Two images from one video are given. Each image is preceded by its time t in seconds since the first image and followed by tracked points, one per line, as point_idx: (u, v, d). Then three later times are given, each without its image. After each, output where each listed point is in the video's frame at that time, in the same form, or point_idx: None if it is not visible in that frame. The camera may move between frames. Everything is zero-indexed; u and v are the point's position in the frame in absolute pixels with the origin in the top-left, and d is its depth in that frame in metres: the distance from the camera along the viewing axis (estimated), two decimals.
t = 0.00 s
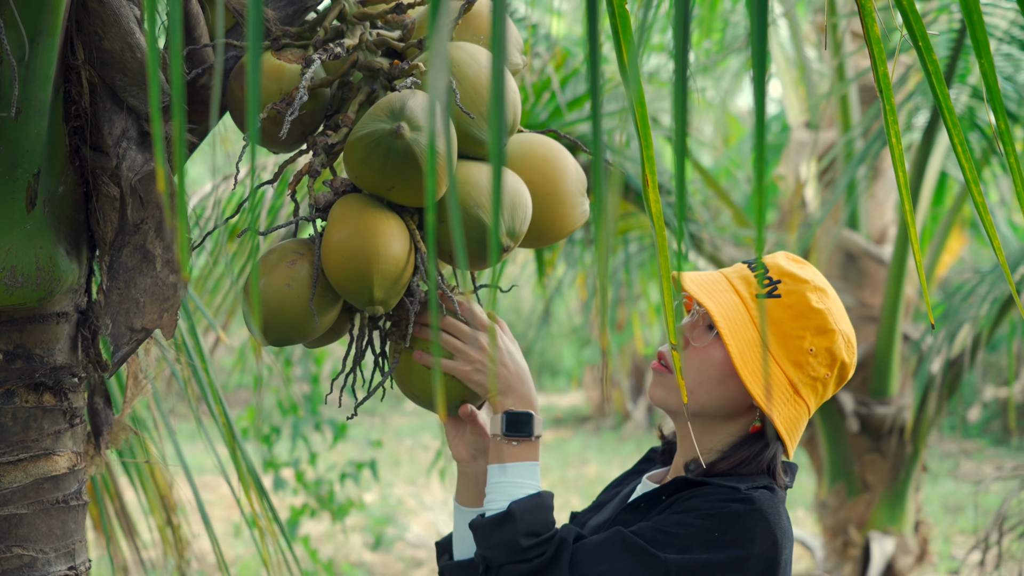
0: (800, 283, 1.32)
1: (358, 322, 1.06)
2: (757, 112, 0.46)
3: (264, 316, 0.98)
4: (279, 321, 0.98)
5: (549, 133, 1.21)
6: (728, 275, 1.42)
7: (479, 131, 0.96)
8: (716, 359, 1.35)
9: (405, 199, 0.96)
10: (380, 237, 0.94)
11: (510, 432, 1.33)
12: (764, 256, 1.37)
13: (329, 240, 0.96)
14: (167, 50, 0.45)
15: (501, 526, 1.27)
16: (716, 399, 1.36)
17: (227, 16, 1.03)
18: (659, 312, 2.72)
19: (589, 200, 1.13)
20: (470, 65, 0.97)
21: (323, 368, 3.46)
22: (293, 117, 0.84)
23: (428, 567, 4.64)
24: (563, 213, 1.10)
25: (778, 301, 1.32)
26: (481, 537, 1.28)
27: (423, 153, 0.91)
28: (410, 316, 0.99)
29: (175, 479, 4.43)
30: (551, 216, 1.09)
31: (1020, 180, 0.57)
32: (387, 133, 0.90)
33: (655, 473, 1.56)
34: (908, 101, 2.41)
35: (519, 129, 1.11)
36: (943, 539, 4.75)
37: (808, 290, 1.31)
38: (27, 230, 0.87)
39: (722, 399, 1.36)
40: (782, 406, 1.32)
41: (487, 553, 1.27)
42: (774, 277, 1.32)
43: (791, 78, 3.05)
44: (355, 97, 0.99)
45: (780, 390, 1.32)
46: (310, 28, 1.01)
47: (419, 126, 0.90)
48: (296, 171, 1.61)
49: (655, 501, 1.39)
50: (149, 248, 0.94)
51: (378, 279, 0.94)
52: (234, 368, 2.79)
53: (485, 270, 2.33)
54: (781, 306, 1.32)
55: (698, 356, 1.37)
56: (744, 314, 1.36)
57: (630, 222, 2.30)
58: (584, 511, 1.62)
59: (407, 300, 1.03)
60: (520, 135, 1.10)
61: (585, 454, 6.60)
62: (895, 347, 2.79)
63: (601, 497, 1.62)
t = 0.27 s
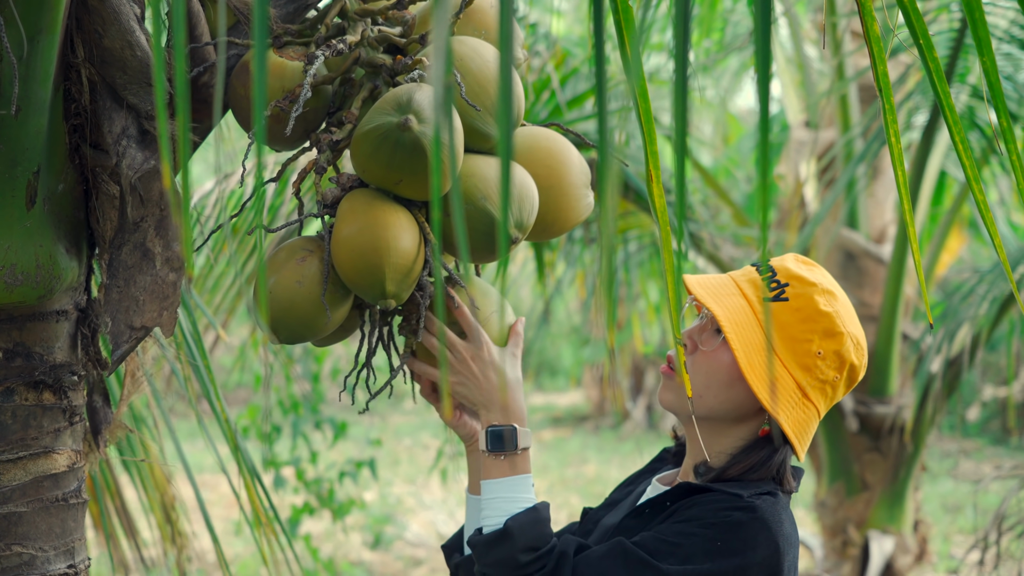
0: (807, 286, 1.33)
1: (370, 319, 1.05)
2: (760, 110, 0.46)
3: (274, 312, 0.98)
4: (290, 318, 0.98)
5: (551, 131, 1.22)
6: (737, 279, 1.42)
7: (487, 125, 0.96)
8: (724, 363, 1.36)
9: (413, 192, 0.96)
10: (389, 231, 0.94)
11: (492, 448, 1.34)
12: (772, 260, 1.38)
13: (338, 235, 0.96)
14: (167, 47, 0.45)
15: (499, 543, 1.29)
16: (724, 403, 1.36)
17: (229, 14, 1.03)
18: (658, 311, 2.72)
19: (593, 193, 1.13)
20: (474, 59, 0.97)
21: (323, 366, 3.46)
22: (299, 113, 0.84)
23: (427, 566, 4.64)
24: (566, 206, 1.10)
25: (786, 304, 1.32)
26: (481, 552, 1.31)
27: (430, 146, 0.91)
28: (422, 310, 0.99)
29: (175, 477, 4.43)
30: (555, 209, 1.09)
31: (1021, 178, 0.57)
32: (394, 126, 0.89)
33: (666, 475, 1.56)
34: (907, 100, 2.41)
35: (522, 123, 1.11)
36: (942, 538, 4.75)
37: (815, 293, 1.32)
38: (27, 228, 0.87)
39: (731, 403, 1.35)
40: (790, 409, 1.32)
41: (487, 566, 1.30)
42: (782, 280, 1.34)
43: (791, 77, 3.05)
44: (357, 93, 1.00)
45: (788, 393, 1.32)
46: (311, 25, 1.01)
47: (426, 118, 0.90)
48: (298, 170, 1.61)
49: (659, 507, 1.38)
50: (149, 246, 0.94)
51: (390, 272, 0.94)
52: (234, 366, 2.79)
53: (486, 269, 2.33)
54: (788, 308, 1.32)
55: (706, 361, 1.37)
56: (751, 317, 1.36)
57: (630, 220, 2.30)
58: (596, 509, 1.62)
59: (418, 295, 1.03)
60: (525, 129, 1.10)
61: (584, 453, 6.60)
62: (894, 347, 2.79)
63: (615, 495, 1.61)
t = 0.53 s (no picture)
0: (809, 285, 1.32)
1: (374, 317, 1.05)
2: (758, 109, 0.46)
3: (278, 307, 0.98)
4: (293, 313, 0.98)
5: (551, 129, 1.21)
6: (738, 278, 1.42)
7: (487, 121, 0.96)
8: (727, 361, 1.35)
9: (416, 186, 0.95)
10: (393, 225, 0.94)
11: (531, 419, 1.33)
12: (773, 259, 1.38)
13: (341, 230, 0.96)
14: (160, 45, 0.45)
15: (509, 508, 1.27)
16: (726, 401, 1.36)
17: (228, 14, 1.03)
18: (657, 310, 2.72)
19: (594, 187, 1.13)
20: (474, 54, 0.97)
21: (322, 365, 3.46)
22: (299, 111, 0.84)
23: (426, 565, 4.64)
24: (569, 201, 1.10)
25: (787, 303, 1.33)
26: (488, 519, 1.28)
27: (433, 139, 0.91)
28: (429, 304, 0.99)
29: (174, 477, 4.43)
30: (557, 204, 1.09)
31: (1017, 179, 0.57)
32: (397, 120, 0.90)
33: (668, 472, 1.55)
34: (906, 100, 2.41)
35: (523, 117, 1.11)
36: (941, 538, 4.75)
37: (817, 291, 1.31)
38: (26, 227, 0.87)
39: (733, 401, 1.36)
40: (792, 408, 1.32)
41: (494, 535, 1.28)
42: (783, 279, 1.34)
43: (789, 77, 3.05)
44: (357, 91, 1.00)
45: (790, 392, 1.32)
46: (310, 24, 1.01)
47: (428, 111, 0.90)
48: (297, 168, 1.61)
49: (665, 501, 1.39)
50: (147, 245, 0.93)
51: (395, 266, 0.94)
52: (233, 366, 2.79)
53: (484, 268, 2.33)
54: (789, 307, 1.32)
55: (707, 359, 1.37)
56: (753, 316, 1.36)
57: (629, 220, 2.30)
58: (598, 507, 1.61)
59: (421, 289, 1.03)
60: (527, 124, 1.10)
61: (583, 453, 6.61)
62: (892, 346, 2.79)
63: (616, 493, 1.61)
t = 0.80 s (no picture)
0: (801, 279, 1.32)
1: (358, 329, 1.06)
2: (754, 111, 0.46)
3: (265, 319, 0.98)
4: (281, 327, 0.98)
5: (547, 133, 1.21)
6: (731, 271, 1.42)
7: (484, 141, 0.97)
8: (717, 354, 1.36)
9: (407, 206, 0.95)
10: (382, 244, 0.94)
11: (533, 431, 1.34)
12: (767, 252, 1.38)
13: (331, 246, 0.96)
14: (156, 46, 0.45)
15: (505, 511, 1.29)
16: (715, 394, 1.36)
17: (226, 17, 1.03)
18: (656, 309, 2.73)
19: (584, 202, 1.13)
20: (471, 70, 0.96)
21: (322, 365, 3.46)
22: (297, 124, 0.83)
23: (425, 565, 4.64)
24: (560, 216, 1.09)
25: (778, 297, 1.32)
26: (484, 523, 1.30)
27: (424, 162, 0.91)
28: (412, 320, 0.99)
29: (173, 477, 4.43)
30: (547, 220, 1.09)
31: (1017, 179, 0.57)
32: (389, 142, 0.90)
33: (656, 467, 1.55)
34: (905, 99, 2.42)
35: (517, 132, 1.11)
36: (940, 537, 4.76)
37: (809, 286, 1.31)
38: (24, 227, 0.88)
39: (723, 396, 1.36)
40: (780, 403, 1.32)
41: (489, 539, 1.29)
42: (776, 273, 1.34)
43: (788, 77, 3.06)
44: (352, 101, 0.99)
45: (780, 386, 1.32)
46: (308, 30, 1.01)
47: (421, 135, 0.90)
48: (294, 169, 1.61)
49: (655, 498, 1.37)
50: (145, 245, 0.94)
51: (381, 285, 0.94)
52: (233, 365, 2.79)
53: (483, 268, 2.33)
54: (781, 301, 1.32)
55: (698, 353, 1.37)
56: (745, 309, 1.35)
57: (628, 220, 2.30)
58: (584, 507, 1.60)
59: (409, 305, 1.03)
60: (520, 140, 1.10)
61: (582, 452, 6.61)
62: (891, 346, 2.80)
63: (601, 491, 1.60)
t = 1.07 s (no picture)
0: (785, 273, 1.32)
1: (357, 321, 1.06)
2: (755, 108, 0.46)
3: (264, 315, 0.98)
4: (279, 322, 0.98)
5: (545, 129, 1.21)
6: (715, 267, 1.41)
7: (479, 129, 0.96)
8: (704, 350, 1.36)
9: (403, 197, 0.95)
10: (377, 236, 0.94)
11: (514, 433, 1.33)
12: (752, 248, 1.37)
13: (326, 240, 0.95)
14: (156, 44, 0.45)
15: (494, 522, 1.28)
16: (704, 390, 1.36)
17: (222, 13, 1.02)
18: (654, 308, 2.73)
19: (585, 193, 1.13)
20: (466, 62, 0.97)
21: (320, 365, 3.46)
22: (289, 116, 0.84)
23: (423, 564, 4.65)
24: (560, 207, 1.09)
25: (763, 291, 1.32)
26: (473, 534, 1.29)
27: (418, 151, 0.90)
28: (411, 314, 0.99)
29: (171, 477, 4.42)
30: (547, 211, 1.09)
31: (1016, 177, 0.57)
32: (382, 132, 0.89)
33: (650, 465, 1.56)
34: (904, 98, 2.41)
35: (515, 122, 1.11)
36: (938, 536, 4.77)
37: (793, 279, 1.31)
38: (22, 226, 0.87)
39: (712, 391, 1.36)
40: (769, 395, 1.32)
41: (479, 549, 1.28)
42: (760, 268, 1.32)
43: (786, 75, 3.06)
44: (351, 94, 0.99)
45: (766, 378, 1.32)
46: (305, 25, 1.00)
47: (412, 126, 0.90)
48: (291, 168, 1.61)
49: (643, 496, 1.38)
50: (144, 245, 0.94)
51: (377, 277, 0.94)
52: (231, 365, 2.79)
53: (482, 267, 2.33)
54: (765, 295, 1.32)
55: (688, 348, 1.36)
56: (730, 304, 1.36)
57: (626, 218, 2.30)
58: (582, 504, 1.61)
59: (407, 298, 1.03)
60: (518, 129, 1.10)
61: (581, 452, 6.61)
62: (890, 344, 2.80)
63: (599, 490, 1.61)
